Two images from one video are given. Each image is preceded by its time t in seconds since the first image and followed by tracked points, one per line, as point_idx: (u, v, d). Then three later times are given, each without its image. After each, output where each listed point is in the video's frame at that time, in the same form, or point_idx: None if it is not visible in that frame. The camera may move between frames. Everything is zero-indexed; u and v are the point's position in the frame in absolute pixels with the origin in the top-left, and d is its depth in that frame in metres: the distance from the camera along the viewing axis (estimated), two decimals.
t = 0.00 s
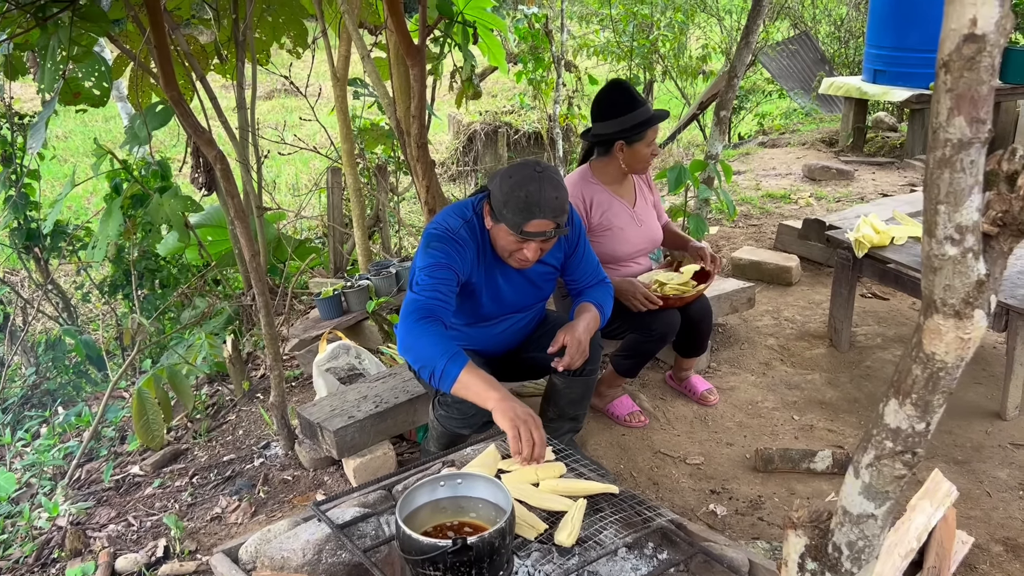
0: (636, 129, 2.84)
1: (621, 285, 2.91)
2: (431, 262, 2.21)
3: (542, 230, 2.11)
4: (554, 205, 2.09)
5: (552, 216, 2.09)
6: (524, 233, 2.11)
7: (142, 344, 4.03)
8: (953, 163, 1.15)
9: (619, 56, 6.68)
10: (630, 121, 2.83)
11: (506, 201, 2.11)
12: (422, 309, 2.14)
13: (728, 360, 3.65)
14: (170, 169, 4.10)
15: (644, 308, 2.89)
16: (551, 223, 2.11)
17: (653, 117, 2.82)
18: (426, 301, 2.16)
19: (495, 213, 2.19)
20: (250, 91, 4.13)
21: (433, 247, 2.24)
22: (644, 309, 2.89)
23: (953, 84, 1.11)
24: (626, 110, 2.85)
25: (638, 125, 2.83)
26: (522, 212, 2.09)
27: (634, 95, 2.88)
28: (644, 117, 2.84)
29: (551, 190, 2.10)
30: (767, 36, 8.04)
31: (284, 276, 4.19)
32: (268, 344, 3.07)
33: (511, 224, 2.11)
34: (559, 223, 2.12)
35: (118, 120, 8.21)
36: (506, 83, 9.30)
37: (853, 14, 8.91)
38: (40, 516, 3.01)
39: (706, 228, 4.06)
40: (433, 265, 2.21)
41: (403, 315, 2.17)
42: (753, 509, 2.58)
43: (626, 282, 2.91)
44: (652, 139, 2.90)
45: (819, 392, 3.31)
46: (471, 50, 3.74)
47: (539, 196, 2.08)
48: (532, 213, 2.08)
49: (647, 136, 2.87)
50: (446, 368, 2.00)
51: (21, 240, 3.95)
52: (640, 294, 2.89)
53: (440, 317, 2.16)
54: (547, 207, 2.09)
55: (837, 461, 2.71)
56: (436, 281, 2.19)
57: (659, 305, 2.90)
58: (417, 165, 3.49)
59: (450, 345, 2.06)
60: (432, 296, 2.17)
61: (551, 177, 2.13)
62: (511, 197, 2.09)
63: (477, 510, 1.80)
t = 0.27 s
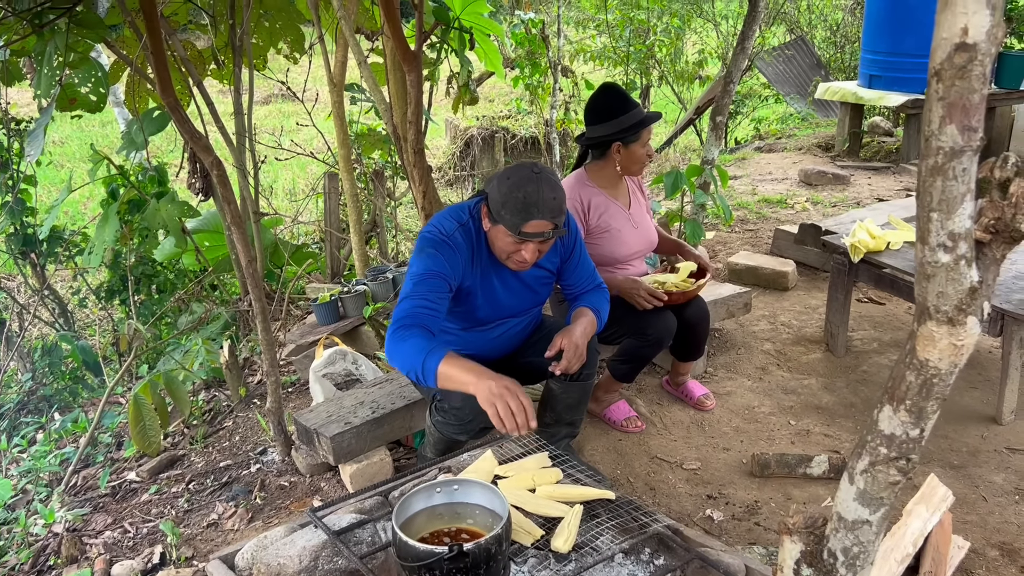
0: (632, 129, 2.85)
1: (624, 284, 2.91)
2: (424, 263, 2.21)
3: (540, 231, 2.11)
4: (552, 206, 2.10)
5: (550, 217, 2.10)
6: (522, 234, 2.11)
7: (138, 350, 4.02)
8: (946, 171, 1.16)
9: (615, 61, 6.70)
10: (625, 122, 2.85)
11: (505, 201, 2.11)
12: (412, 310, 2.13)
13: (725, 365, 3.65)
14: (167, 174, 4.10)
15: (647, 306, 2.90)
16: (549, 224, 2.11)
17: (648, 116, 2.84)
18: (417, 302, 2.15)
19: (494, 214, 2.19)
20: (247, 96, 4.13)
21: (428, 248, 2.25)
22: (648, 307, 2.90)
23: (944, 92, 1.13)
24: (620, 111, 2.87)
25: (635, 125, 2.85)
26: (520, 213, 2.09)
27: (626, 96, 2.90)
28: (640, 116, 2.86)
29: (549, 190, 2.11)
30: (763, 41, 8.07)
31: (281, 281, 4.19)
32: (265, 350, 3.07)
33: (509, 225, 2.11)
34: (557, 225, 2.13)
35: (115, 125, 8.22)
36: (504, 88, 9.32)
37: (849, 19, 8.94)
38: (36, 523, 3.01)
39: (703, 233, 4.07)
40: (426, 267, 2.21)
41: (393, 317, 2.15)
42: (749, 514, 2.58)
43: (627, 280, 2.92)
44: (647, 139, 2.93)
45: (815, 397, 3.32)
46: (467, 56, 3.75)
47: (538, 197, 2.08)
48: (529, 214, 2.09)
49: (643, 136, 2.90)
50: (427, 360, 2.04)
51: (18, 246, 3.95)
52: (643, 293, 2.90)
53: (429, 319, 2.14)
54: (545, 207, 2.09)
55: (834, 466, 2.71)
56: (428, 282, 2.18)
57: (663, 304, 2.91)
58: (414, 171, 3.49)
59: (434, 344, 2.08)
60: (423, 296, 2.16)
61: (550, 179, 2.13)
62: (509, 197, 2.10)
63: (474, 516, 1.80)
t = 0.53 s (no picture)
0: (625, 131, 2.85)
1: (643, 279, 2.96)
2: (413, 268, 2.32)
3: (516, 214, 2.14)
4: (525, 188, 2.13)
5: (524, 199, 2.13)
6: (497, 218, 2.15)
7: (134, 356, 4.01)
8: (939, 177, 1.19)
9: (611, 66, 6.73)
10: (618, 125, 2.85)
11: (480, 187, 2.16)
12: (415, 309, 2.33)
13: (721, 370, 3.66)
14: (164, 180, 4.10)
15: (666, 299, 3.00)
16: (523, 207, 2.13)
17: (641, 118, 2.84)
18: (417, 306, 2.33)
19: (473, 203, 2.24)
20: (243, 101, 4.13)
21: (415, 246, 2.34)
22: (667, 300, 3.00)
23: (937, 99, 1.16)
24: (613, 114, 2.87)
25: (627, 127, 2.84)
26: (494, 197, 2.13)
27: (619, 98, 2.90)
28: (633, 118, 2.85)
29: (522, 174, 2.14)
30: (759, 47, 8.11)
31: (277, 286, 4.19)
32: (261, 356, 3.06)
33: (485, 210, 2.16)
34: (532, 208, 2.15)
35: (111, 130, 8.22)
36: (500, 93, 9.34)
37: (844, 25, 8.97)
38: (32, 529, 3.00)
39: (699, 238, 4.08)
40: (416, 270, 2.32)
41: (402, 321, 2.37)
42: (746, 519, 2.58)
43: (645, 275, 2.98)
44: (641, 141, 2.91)
45: (811, 401, 3.32)
46: (464, 61, 3.76)
47: (510, 179, 2.12)
48: (502, 197, 2.12)
49: (637, 138, 2.88)
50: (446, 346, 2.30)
51: (14, 251, 3.94)
52: (662, 287, 2.98)
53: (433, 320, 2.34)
54: (518, 190, 2.12)
55: (830, 470, 2.72)
56: (421, 286, 2.33)
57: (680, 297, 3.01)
58: (411, 176, 3.50)
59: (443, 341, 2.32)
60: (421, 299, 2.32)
61: (524, 163, 2.17)
62: (482, 183, 2.15)
63: (471, 522, 1.80)
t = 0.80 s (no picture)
0: (619, 133, 2.87)
1: (676, 274, 2.96)
2: (406, 252, 2.42)
3: (484, 194, 2.22)
4: (491, 169, 2.21)
5: (490, 179, 2.20)
6: (467, 200, 2.24)
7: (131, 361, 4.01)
8: (935, 181, 1.20)
9: (607, 71, 6.75)
10: (611, 128, 2.87)
11: (451, 172, 2.27)
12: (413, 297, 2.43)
13: (718, 374, 3.66)
14: (161, 185, 4.10)
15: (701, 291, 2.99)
16: (491, 187, 2.21)
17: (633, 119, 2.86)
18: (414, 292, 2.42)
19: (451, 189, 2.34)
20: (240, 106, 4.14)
21: (406, 232, 2.43)
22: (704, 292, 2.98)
23: (932, 103, 1.16)
24: (605, 118, 2.89)
25: (620, 129, 2.86)
26: (462, 179, 2.23)
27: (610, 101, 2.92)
28: (626, 120, 2.88)
29: (487, 156, 2.22)
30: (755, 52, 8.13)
31: (274, 291, 4.19)
32: (258, 360, 3.06)
33: (457, 193, 2.25)
34: (502, 187, 2.22)
35: (108, 135, 8.22)
36: (497, 99, 9.36)
37: (840, 30, 9.02)
38: (28, 535, 2.99)
39: (696, 242, 4.09)
40: (408, 254, 2.42)
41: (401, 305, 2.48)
42: (743, 523, 2.58)
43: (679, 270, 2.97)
44: (636, 143, 2.93)
45: (808, 405, 3.33)
46: (461, 66, 3.77)
47: (476, 161, 2.21)
48: (470, 179, 2.22)
49: (631, 140, 2.90)
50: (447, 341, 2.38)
51: (10, 257, 3.94)
52: (697, 280, 2.97)
53: (430, 304, 2.43)
54: (484, 170, 2.21)
55: (827, 474, 2.72)
56: (415, 271, 2.42)
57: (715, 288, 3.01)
58: (408, 181, 3.50)
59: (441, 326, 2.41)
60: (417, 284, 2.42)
61: (490, 145, 2.25)
62: (452, 167, 2.26)
63: (469, 527, 1.79)
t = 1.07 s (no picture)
0: (622, 139, 2.88)
1: (675, 288, 2.96)
2: (396, 248, 2.49)
3: (467, 189, 2.26)
4: (473, 164, 2.24)
5: (473, 174, 2.24)
6: (451, 196, 2.28)
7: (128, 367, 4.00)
8: (928, 190, 1.21)
9: (604, 76, 6.77)
10: (615, 134, 2.88)
11: (434, 168, 2.31)
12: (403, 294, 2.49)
13: (714, 379, 3.66)
14: (158, 191, 4.10)
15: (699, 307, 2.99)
16: (474, 182, 2.25)
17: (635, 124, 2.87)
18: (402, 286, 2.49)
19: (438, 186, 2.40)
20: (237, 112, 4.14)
21: (398, 231, 2.50)
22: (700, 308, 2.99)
23: (925, 113, 1.17)
24: (608, 124, 2.89)
25: (624, 134, 2.88)
26: (445, 176, 2.27)
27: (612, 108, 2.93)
28: (629, 126, 2.89)
29: (468, 151, 2.26)
30: (751, 58, 8.16)
31: (271, 297, 4.19)
32: (255, 366, 3.05)
33: (441, 190, 2.30)
34: (484, 181, 2.26)
35: (104, 141, 8.22)
36: (494, 104, 9.38)
37: (835, 35, 9.05)
38: (24, 543, 2.97)
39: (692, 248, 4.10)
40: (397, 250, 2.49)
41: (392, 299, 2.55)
42: (740, 529, 2.59)
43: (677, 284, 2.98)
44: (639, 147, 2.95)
45: (804, 411, 3.33)
46: (457, 72, 3.78)
47: (457, 158, 2.25)
48: (452, 174, 2.26)
49: (635, 146, 2.92)
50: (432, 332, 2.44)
51: (6, 263, 3.93)
52: (695, 294, 2.97)
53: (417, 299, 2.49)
54: (466, 166, 2.25)
55: (824, 480, 2.72)
56: (402, 266, 2.49)
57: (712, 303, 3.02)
58: (404, 186, 3.50)
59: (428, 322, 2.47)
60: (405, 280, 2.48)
61: (472, 141, 2.29)
62: (436, 165, 2.30)
63: (467, 534, 1.79)
